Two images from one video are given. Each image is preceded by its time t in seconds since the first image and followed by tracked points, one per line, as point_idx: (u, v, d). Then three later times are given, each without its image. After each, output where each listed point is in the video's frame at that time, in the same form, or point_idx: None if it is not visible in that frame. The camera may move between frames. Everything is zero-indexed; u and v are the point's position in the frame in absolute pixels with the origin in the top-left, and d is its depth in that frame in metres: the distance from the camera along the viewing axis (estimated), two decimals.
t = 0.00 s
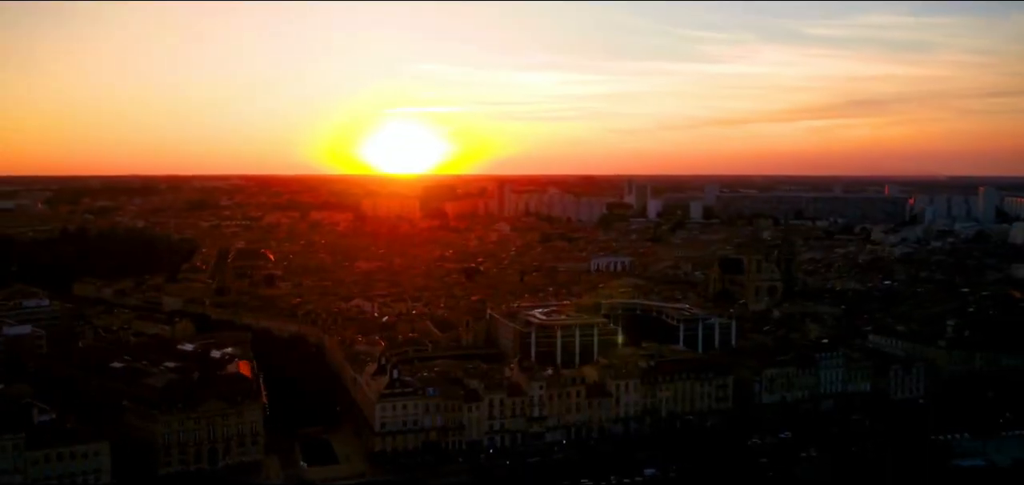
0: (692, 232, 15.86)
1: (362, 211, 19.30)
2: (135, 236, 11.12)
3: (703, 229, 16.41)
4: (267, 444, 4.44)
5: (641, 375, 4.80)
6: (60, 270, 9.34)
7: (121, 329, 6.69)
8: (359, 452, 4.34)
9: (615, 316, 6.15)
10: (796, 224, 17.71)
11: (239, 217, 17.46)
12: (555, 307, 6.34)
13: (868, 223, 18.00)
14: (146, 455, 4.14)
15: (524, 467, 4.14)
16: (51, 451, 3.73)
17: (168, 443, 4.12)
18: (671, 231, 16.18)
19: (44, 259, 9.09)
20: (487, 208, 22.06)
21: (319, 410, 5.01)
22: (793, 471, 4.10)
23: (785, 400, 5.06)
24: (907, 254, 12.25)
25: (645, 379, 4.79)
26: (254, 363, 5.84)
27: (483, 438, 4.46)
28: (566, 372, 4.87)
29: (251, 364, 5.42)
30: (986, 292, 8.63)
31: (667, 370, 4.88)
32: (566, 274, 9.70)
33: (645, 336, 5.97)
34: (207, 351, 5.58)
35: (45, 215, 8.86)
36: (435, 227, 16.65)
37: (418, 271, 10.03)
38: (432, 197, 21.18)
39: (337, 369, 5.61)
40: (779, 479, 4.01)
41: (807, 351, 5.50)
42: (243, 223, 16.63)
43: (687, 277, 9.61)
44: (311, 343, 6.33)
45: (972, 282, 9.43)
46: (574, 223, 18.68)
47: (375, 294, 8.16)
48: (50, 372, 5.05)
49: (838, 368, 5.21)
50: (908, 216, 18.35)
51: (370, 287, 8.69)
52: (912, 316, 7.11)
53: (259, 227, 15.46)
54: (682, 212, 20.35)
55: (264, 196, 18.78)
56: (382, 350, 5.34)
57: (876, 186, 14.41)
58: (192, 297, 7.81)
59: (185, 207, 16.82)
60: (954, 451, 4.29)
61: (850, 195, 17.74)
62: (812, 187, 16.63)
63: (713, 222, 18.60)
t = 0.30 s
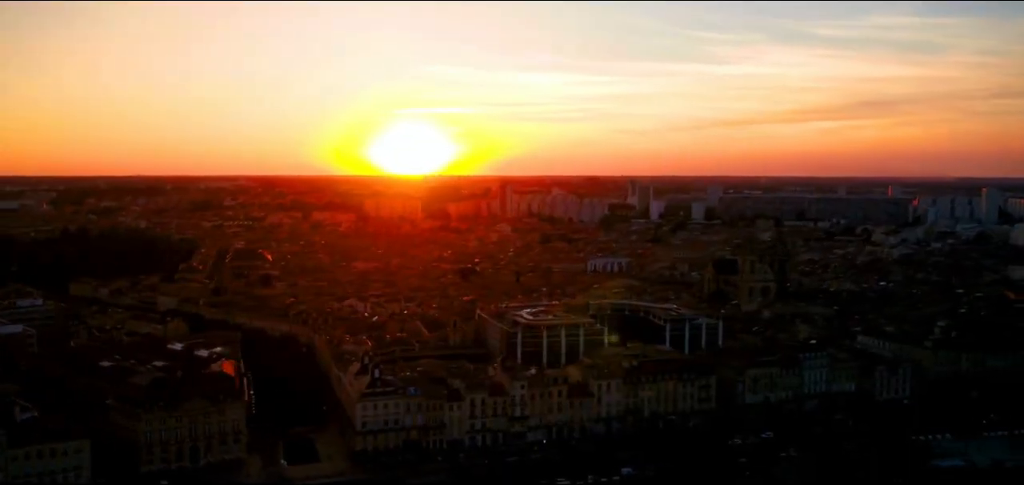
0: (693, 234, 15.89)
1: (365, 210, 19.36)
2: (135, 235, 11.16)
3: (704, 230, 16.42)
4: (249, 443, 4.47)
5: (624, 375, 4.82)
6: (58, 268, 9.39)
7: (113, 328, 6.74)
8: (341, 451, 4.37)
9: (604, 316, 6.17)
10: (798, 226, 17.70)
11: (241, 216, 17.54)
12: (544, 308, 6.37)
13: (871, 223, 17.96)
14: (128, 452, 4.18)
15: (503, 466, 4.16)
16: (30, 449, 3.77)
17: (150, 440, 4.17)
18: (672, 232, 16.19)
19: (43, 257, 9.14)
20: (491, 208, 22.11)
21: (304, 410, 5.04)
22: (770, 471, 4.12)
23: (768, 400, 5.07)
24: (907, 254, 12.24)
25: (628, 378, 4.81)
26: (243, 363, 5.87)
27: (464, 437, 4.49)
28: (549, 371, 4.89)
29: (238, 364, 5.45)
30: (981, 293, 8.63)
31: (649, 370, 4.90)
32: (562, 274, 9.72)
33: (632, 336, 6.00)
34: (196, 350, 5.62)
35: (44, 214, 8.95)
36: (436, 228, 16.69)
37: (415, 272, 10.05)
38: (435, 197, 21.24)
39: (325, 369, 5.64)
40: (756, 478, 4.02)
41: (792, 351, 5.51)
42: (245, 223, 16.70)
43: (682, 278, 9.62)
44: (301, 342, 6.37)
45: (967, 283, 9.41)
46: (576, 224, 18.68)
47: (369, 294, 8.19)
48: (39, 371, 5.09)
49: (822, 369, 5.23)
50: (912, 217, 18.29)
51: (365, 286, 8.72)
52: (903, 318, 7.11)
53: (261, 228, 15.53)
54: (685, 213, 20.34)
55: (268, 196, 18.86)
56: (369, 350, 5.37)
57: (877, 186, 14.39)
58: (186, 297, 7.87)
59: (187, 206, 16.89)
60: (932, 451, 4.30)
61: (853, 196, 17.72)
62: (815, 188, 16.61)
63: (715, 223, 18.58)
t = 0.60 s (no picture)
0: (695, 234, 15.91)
1: (369, 210, 19.43)
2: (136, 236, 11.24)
3: (706, 231, 16.42)
4: (230, 441, 4.51)
5: (606, 375, 4.82)
6: (56, 267, 9.46)
7: (105, 327, 6.79)
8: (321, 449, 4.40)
9: (592, 316, 6.19)
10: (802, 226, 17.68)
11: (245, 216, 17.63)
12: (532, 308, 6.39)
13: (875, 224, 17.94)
14: (108, 449, 4.22)
15: (480, 465, 4.18)
16: (11, 445, 3.81)
17: (131, 438, 4.20)
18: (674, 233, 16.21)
19: (43, 257, 9.21)
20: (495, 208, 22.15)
21: (289, 408, 5.07)
22: (746, 470, 4.13)
23: (752, 400, 5.08)
24: (907, 255, 12.22)
25: (610, 378, 4.81)
26: (231, 362, 5.91)
27: (445, 436, 4.52)
28: (532, 371, 4.90)
29: (225, 363, 5.48)
30: (976, 294, 8.62)
31: (631, 370, 4.90)
32: (558, 275, 9.74)
33: (619, 336, 6.01)
34: (184, 349, 5.65)
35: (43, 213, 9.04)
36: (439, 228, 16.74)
37: (411, 272, 10.08)
38: (439, 197, 21.29)
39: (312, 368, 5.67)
40: (732, 477, 4.02)
41: (777, 351, 5.52)
42: (249, 223, 16.77)
43: (678, 278, 9.62)
44: (291, 342, 6.40)
45: (963, 285, 9.39)
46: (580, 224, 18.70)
47: (362, 294, 8.23)
48: (25, 369, 5.14)
49: (806, 369, 5.23)
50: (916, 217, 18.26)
51: (360, 286, 8.74)
52: (894, 319, 7.10)
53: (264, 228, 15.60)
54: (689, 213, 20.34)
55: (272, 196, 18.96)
56: (354, 349, 5.39)
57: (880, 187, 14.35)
58: (180, 296, 7.92)
59: (191, 205, 16.97)
60: (909, 452, 4.31)
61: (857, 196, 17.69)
62: (817, 188, 16.60)
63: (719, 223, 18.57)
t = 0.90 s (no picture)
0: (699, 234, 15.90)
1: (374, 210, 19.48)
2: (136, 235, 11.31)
3: (710, 231, 16.40)
4: (214, 440, 4.55)
5: (589, 374, 4.84)
6: (56, 267, 9.53)
7: (99, 326, 6.84)
8: (303, 447, 4.43)
9: (581, 316, 6.21)
10: (806, 226, 17.66)
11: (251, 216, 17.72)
12: (521, 307, 6.42)
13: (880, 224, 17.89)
14: (91, 447, 4.27)
15: (460, 463, 4.20)
16: None
17: (114, 436, 4.24)
18: (678, 233, 16.22)
19: (41, 256, 9.27)
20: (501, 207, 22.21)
21: (275, 406, 5.11)
22: (724, 469, 4.14)
23: (736, 400, 5.09)
24: (908, 256, 12.19)
25: (593, 377, 4.83)
26: (221, 361, 5.95)
27: (426, 434, 4.55)
28: (515, 370, 4.93)
29: (214, 361, 5.53)
30: (973, 295, 8.60)
31: (614, 370, 4.92)
32: (556, 275, 9.76)
33: (607, 336, 6.04)
34: (173, 348, 5.70)
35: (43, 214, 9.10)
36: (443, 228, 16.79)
37: (409, 272, 10.11)
38: (445, 198, 21.34)
39: (300, 367, 5.70)
40: (709, 477, 4.04)
41: (764, 351, 5.52)
42: (254, 223, 16.85)
43: (676, 279, 9.62)
44: (282, 342, 6.45)
45: (961, 286, 9.36)
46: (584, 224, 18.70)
47: (357, 293, 8.27)
48: (12, 368, 5.18)
49: (791, 369, 5.24)
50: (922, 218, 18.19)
51: (356, 286, 8.77)
52: (886, 320, 7.08)
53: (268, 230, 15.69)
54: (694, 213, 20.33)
55: (278, 195, 19.05)
56: (341, 348, 5.42)
57: (884, 187, 14.32)
58: (176, 295, 7.98)
59: (197, 205, 17.06)
60: (886, 452, 4.34)
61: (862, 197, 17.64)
62: (822, 188, 16.56)
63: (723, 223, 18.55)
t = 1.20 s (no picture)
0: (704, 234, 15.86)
1: (381, 209, 19.53)
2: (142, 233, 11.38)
3: (717, 231, 16.36)
4: (199, 437, 4.58)
5: (573, 374, 4.86)
6: (59, 266, 9.61)
7: (96, 324, 6.90)
8: (286, 445, 4.46)
9: (572, 316, 6.23)
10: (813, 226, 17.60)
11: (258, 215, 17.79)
12: (512, 307, 6.44)
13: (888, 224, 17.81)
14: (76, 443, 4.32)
15: (440, 462, 4.23)
16: None
17: (98, 433, 4.28)
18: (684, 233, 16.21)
19: (46, 255, 9.34)
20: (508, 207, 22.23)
21: (264, 405, 5.14)
22: (703, 469, 4.16)
23: (721, 401, 5.10)
24: (912, 256, 12.14)
25: (576, 377, 4.86)
26: (213, 360, 5.99)
27: (410, 433, 4.57)
28: (501, 370, 4.95)
29: (204, 360, 5.58)
30: (971, 296, 8.57)
31: (598, 369, 4.94)
32: (555, 275, 9.77)
33: (597, 335, 6.06)
34: (165, 348, 5.75)
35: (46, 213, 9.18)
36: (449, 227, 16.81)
37: (410, 272, 10.14)
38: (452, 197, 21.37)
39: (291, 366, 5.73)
40: (687, 477, 4.06)
41: (751, 351, 5.54)
42: (261, 222, 16.92)
43: (675, 279, 9.62)
44: (275, 341, 6.48)
45: (961, 286, 9.33)
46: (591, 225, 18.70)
47: (355, 293, 8.31)
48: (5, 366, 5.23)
49: (777, 370, 5.25)
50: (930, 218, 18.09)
51: (354, 285, 8.80)
52: (880, 320, 7.07)
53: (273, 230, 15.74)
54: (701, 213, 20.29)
55: (286, 195, 19.11)
56: (329, 347, 5.46)
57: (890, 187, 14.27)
58: (175, 294, 8.04)
59: (204, 204, 17.14)
60: (866, 452, 4.35)
61: (869, 197, 17.57)
62: (829, 187, 16.50)
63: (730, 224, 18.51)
